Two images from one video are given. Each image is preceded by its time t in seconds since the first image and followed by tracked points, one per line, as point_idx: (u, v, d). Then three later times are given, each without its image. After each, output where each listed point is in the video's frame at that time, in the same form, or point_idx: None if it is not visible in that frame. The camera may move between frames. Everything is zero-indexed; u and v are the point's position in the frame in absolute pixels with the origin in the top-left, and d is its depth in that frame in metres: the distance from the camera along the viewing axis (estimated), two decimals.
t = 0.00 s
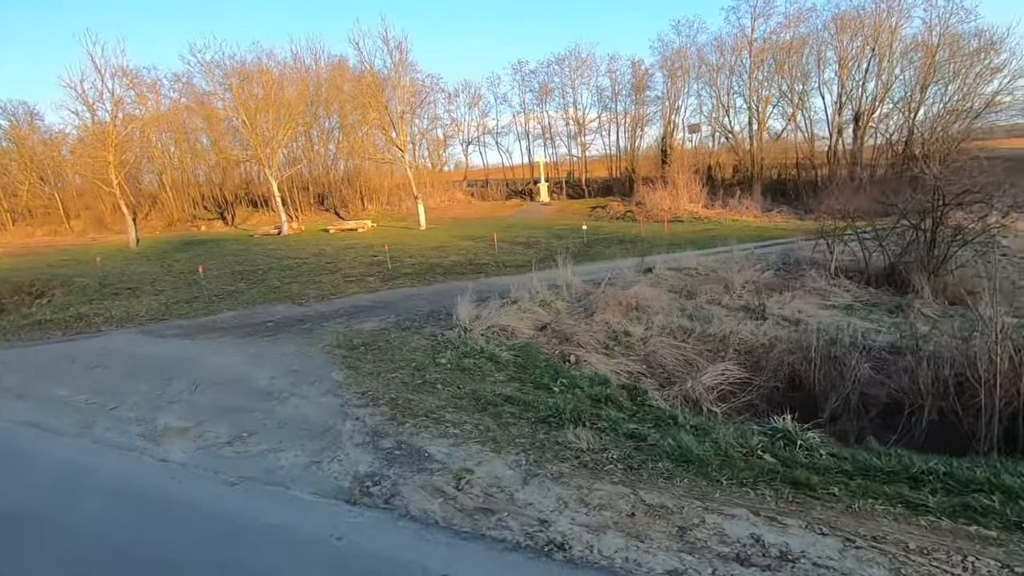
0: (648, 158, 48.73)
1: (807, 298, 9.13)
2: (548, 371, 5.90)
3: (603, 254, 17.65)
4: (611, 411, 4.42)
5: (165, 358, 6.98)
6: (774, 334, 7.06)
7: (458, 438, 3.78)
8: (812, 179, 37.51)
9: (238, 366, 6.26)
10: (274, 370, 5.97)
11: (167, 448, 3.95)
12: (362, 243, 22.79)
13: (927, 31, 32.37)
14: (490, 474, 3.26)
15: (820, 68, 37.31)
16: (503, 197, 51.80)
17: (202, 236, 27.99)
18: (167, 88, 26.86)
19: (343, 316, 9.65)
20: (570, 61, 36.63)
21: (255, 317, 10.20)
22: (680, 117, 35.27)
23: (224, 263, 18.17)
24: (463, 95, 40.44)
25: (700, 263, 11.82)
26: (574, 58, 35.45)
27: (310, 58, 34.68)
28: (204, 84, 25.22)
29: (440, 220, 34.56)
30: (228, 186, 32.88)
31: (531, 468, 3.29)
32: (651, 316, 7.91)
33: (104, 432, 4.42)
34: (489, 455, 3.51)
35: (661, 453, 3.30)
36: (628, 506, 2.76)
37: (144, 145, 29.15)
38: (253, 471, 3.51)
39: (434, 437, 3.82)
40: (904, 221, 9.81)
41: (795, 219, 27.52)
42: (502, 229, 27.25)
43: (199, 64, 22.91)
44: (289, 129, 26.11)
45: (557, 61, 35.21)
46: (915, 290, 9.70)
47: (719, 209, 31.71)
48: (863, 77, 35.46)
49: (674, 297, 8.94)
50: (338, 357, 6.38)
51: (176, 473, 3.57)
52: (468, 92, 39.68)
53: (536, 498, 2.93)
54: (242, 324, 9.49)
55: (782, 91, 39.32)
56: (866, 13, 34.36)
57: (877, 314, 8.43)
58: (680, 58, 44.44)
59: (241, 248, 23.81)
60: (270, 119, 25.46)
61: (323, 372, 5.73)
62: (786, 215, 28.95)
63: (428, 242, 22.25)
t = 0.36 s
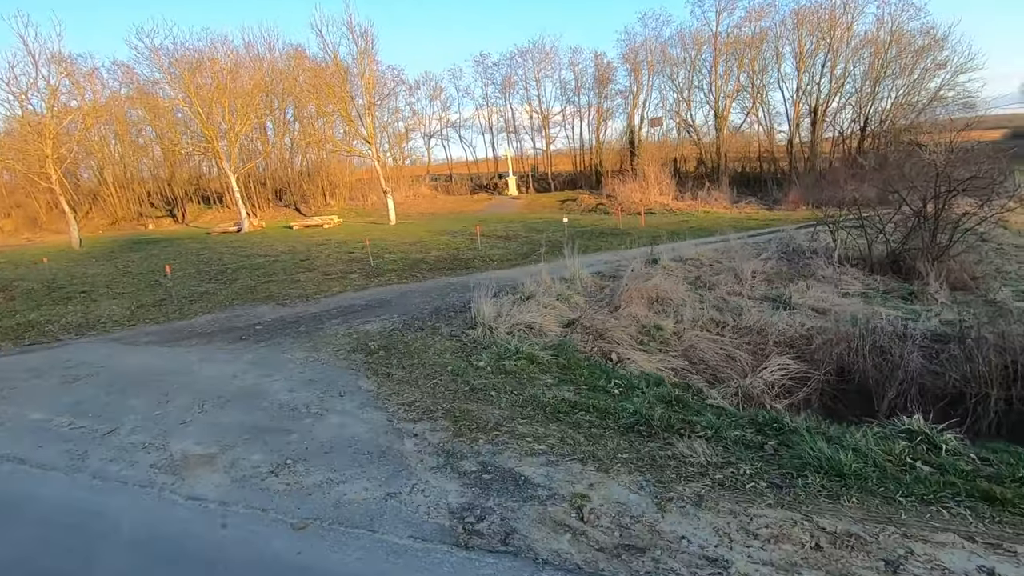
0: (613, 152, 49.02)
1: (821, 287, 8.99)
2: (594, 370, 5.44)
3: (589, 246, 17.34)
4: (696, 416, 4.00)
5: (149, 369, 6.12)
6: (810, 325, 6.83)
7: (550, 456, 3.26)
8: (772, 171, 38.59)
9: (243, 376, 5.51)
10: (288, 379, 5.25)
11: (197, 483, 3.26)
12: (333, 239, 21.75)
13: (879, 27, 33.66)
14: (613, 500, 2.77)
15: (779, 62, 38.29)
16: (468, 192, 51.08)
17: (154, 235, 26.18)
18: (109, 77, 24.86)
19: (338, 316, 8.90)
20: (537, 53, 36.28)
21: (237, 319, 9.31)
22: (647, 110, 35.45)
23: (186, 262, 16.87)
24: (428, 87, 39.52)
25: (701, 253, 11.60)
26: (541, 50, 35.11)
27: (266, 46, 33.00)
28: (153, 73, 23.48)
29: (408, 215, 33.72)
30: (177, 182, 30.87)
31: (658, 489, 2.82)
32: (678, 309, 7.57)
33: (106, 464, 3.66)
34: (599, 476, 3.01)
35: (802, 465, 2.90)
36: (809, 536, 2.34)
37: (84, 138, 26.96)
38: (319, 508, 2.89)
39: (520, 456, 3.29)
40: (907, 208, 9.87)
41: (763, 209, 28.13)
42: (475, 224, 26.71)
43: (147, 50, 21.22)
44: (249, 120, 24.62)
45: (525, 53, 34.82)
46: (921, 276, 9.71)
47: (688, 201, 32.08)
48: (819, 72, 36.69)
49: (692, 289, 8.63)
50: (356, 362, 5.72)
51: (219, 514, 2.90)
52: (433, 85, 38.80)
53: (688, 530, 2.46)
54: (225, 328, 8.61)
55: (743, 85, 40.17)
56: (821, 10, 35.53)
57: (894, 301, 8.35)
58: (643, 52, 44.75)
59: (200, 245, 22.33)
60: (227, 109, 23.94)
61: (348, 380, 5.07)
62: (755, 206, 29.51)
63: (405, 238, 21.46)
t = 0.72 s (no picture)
0: (571, 150, 49.22)
1: (821, 279, 8.99)
2: (633, 372, 5.07)
3: (565, 244, 17.05)
4: (776, 421, 3.69)
5: (123, 389, 5.32)
6: (830, 318, 6.72)
7: (652, 477, 2.85)
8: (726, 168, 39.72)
9: (242, 393, 4.82)
10: (298, 396, 4.62)
11: (234, 531, 2.68)
12: (295, 240, 20.61)
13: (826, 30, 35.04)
14: (756, 529, 2.39)
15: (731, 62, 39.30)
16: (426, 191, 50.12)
17: (91, 238, 24.05)
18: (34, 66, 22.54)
19: (324, 321, 8.20)
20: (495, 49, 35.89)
21: (208, 328, 8.43)
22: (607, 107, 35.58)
23: (134, 267, 15.49)
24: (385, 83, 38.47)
25: (690, 248, 11.49)
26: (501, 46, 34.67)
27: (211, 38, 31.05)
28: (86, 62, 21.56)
29: (369, 215, 32.75)
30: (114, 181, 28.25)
31: (801, 511, 2.48)
32: (692, 305, 7.32)
33: (104, 511, 3.00)
34: (721, 498, 2.62)
35: (946, 478, 2.65)
36: (1010, 564, 2.08)
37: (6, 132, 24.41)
38: (402, 557, 2.39)
39: (618, 478, 2.86)
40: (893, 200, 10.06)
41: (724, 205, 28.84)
42: (441, 223, 26.11)
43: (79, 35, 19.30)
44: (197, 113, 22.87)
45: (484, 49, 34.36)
46: (910, 268, 9.87)
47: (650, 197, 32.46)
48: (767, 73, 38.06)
49: (698, 283, 8.44)
50: (370, 373, 5.13)
51: (278, 572, 2.35)
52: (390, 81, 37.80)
53: (865, 562, 2.12)
54: (198, 338, 7.75)
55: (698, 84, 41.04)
56: (769, 13, 36.87)
57: (895, 293, 8.39)
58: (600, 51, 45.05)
59: (145, 248, 20.56)
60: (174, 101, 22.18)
61: (370, 394, 4.51)
62: (716, 203, 30.15)
63: (371, 238, 20.58)
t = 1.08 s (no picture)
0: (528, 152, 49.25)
1: (814, 276, 9.04)
2: (671, 377, 4.78)
3: (540, 247, 16.76)
4: (856, 426, 3.47)
5: (95, 416, 4.57)
6: (842, 316, 6.66)
7: (774, 500, 2.53)
8: (680, 170, 40.75)
9: (245, 416, 4.22)
10: (314, 417, 4.07)
11: None
12: (251, 245, 19.38)
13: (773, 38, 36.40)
14: (924, 558, 2.10)
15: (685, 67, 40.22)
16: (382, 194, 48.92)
17: (17, 246, 21.83)
18: None
19: (309, 331, 7.53)
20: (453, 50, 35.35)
21: (176, 341, 7.59)
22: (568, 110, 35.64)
23: (73, 276, 14.09)
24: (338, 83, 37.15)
25: (676, 248, 11.42)
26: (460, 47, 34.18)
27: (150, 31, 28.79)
28: (8, 53, 19.57)
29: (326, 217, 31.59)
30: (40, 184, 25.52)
31: (964, 535, 2.22)
32: (703, 305, 7.15)
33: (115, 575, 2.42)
34: (866, 522, 2.33)
35: None
36: None
37: None
38: None
39: (735, 503, 2.53)
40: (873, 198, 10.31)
41: (684, 206, 29.44)
42: (404, 225, 25.40)
43: None
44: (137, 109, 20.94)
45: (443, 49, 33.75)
46: (892, 264, 10.12)
47: (612, 199, 32.77)
48: (716, 78, 39.24)
49: (699, 283, 8.30)
50: (388, 388, 4.61)
51: None
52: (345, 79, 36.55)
53: None
54: (167, 353, 6.92)
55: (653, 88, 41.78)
56: (717, 21, 38.09)
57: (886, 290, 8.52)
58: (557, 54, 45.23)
59: (81, 256, 18.74)
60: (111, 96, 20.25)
61: (400, 413, 4.01)
62: (677, 204, 30.73)
63: (335, 242, 19.66)
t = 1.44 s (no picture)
0: (496, 155, 48.98)
1: (816, 273, 9.02)
2: (722, 382, 4.52)
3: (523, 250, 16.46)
4: (952, 432, 3.25)
5: (80, 448, 3.96)
6: (863, 314, 6.57)
7: (924, 521, 2.26)
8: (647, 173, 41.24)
9: (266, 442, 3.71)
10: (350, 440, 3.60)
11: None
12: (216, 251, 18.36)
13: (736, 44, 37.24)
14: None
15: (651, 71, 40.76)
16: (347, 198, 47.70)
17: None
18: None
19: (306, 341, 6.98)
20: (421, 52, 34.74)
21: (156, 356, 6.91)
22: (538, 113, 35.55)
23: (23, 286, 12.97)
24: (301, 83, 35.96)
25: (671, 249, 11.28)
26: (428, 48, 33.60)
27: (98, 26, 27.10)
28: None
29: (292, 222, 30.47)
30: None
31: None
32: (721, 306, 6.96)
33: None
34: None
35: None
36: None
37: None
38: None
39: (885, 527, 2.24)
40: (863, 196, 10.45)
41: (656, 208, 29.72)
42: (376, 229, 24.69)
43: None
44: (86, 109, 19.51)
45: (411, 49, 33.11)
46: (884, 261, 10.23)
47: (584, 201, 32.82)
48: (679, 82, 39.96)
49: (708, 282, 8.13)
50: (423, 403, 4.17)
51: None
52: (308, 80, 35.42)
53: None
54: (149, 370, 6.26)
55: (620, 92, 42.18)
56: (679, 26, 38.85)
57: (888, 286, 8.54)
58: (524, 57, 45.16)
59: (26, 265, 17.32)
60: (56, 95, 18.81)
61: (448, 431, 3.59)
62: (648, 205, 31.00)
63: (307, 247, 18.83)
